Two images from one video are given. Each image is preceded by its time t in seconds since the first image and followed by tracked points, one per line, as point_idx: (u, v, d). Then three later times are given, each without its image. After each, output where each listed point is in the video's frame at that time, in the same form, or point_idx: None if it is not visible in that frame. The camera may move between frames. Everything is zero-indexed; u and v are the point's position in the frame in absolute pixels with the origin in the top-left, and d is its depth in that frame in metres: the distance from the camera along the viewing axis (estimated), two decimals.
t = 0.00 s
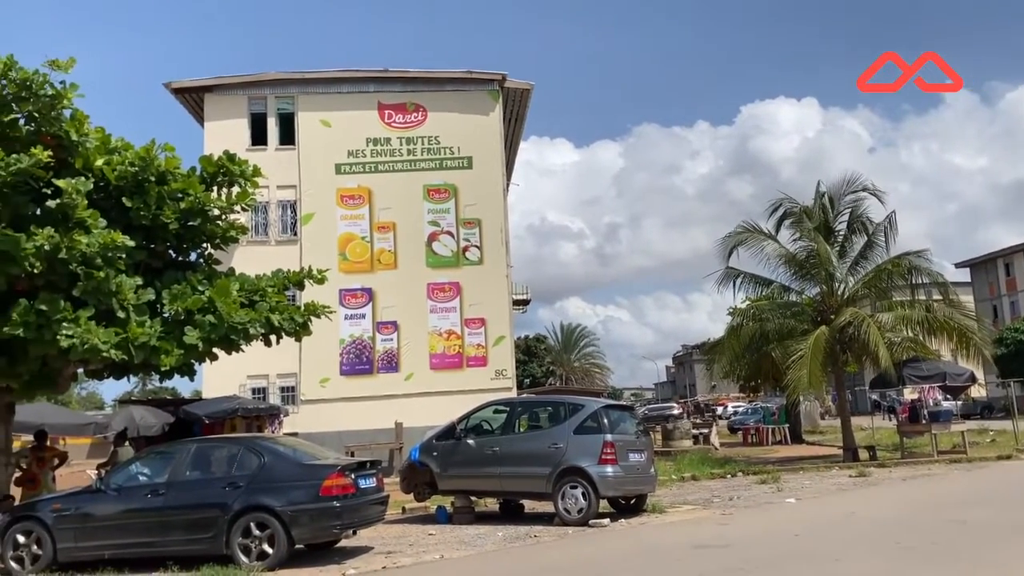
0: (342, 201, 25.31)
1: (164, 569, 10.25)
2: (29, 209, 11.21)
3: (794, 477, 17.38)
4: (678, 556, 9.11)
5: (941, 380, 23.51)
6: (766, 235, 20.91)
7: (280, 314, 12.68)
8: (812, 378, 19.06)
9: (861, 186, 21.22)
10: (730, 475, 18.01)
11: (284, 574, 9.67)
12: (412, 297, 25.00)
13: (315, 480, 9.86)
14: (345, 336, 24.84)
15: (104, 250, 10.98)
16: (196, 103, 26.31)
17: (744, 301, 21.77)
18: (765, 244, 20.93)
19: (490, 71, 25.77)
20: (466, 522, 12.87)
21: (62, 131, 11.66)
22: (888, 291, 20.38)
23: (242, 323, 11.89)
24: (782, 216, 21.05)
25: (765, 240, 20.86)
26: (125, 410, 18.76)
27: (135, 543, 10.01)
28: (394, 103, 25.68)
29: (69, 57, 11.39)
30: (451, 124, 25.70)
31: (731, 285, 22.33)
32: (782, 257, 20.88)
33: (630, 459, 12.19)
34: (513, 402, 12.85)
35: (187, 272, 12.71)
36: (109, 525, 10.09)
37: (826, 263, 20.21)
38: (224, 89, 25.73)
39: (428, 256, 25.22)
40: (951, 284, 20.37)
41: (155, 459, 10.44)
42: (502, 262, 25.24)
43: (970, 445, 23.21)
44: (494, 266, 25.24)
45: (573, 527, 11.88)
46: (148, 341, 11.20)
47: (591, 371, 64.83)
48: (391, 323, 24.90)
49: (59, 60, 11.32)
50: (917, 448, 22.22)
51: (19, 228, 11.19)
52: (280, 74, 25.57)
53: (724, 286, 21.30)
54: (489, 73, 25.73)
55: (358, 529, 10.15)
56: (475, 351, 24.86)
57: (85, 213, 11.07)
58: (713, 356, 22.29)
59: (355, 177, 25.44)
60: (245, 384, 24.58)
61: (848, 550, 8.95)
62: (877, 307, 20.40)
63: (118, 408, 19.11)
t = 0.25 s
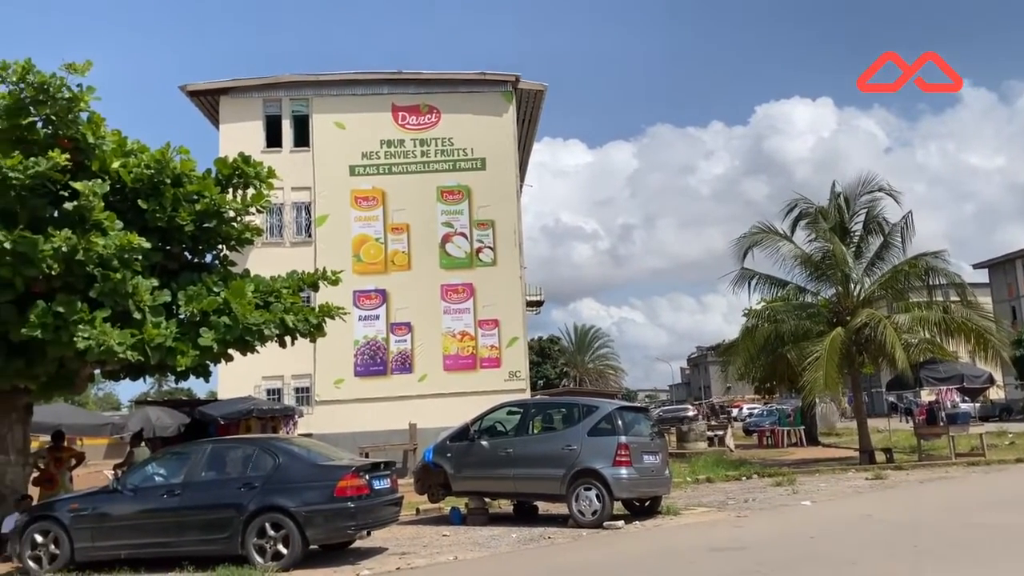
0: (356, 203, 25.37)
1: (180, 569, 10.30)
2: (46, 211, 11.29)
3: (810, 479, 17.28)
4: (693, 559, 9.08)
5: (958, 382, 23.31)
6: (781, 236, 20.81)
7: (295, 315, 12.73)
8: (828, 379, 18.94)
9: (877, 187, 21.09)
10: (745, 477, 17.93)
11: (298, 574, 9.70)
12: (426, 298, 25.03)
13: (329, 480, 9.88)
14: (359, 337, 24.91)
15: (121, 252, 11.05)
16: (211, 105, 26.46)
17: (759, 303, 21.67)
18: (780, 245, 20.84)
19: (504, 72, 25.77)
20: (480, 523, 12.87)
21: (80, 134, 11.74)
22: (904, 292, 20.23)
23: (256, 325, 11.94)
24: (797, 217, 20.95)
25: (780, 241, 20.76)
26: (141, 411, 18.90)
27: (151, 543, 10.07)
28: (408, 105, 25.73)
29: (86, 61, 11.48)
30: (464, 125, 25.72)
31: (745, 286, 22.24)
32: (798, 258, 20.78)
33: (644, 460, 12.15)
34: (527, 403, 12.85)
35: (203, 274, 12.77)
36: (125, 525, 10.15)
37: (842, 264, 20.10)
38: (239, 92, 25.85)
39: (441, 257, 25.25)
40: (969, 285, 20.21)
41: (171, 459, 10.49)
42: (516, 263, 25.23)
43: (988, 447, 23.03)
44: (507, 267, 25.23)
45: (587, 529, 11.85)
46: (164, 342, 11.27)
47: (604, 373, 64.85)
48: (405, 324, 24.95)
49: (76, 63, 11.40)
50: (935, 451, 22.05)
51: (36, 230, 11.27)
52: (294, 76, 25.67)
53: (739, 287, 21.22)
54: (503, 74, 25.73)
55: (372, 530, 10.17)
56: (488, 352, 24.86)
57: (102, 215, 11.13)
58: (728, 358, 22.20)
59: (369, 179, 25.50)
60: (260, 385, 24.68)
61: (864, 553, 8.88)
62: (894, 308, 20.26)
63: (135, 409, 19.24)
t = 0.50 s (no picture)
0: (370, 205, 25.44)
1: (195, 569, 10.36)
2: (64, 214, 11.38)
3: (825, 483, 17.18)
4: (707, 562, 9.04)
5: (976, 385, 23.11)
6: (796, 237, 20.72)
7: (309, 317, 12.78)
8: (844, 382, 18.83)
9: (893, 188, 20.94)
10: (760, 480, 17.85)
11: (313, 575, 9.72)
12: (439, 300, 25.07)
13: (344, 482, 9.90)
14: (373, 339, 24.97)
15: (137, 254, 11.12)
16: (226, 108, 26.61)
17: (774, 305, 21.57)
18: (795, 247, 20.74)
19: (517, 74, 25.77)
20: (494, 526, 12.88)
21: (97, 137, 11.82)
22: (921, 294, 20.07)
23: (271, 326, 11.99)
24: (812, 219, 20.85)
25: (795, 242, 20.67)
26: (157, 412, 19.04)
27: (167, 544, 10.13)
28: (422, 108, 25.78)
29: (103, 64, 11.57)
30: (478, 127, 25.73)
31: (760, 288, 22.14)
32: (813, 260, 20.67)
33: (658, 463, 12.12)
34: (541, 405, 12.84)
35: (218, 276, 12.84)
36: (141, 526, 10.21)
37: (858, 265, 19.98)
38: (254, 95, 25.99)
39: (455, 259, 25.27)
40: (986, 287, 20.04)
41: (186, 460, 10.54)
42: (530, 265, 25.22)
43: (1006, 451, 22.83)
44: (521, 269, 25.22)
45: (601, 532, 11.83)
46: (179, 344, 11.33)
47: (617, 376, 64.91)
48: (419, 326, 24.99)
49: (93, 67, 11.49)
50: (952, 454, 21.86)
51: (54, 233, 11.36)
52: (308, 79, 25.78)
53: (754, 289, 21.13)
54: (516, 76, 25.73)
55: (386, 532, 10.18)
56: (502, 354, 24.86)
57: (118, 218, 11.20)
58: (743, 360, 22.12)
59: (383, 181, 25.58)
60: (275, 387, 24.78)
61: (881, 557, 8.81)
62: (910, 310, 20.11)
63: (150, 411, 19.36)
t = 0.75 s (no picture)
0: (383, 206, 25.51)
1: (209, 569, 10.42)
2: (80, 216, 11.47)
3: (839, 485, 17.10)
4: (720, 564, 9.02)
5: (992, 387, 22.95)
6: (810, 238, 20.64)
7: (322, 318, 12.84)
8: (858, 384, 18.74)
9: (908, 189, 20.83)
10: (774, 482, 17.79)
11: None
12: (452, 301, 25.11)
13: (357, 482, 9.93)
14: (386, 340, 25.04)
15: (151, 255, 11.20)
16: (241, 110, 26.76)
17: (787, 306, 21.49)
18: (808, 248, 20.67)
19: (530, 75, 25.77)
20: (506, 527, 12.90)
21: (113, 139, 11.91)
22: (936, 295, 19.96)
23: (285, 327, 12.05)
24: (826, 220, 20.77)
25: (808, 243, 20.59)
26: (171, 412, 19.16)
27: (181, 543, 10.19)
28: (434, 109, 25.83)
29: (120, 67, 11.66)
30: (490, 128, 25.75)
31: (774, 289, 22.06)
32: (827, 261, 20.59)
33: (671, 465, 12.10)
34: (553, 406, 12.84)
35: (232, 277, 12.91)
36: (155, 525, 10.28)
37: (872, 267, 19.89)
38: (268, 97, 26.11)
39: (467, 260, 25.30)
40: (1003, 289, 19.90)
41: (201, 460, 10.60)
42: (542, 267, 25.22)
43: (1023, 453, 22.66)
44: (533, 270, 25.23)
45: (613, 533, 11.82)
46: (194, 345, 11.40)
47: (630, 377, 64.88)
48: (431, 327, 25.03)
49: (110, 70, 11.58)
50: (968, 457, 21.72)
51: (70, 234, 11.45)
52: (322, 81, 25.89)
53: (767, 290, 21.06)
54: (529, 77, 25.73)
55: (398, 532, 10.21)
56: (514, 355, 24.86)
57: (133, 219, 11.28)
58: (756, 362, 22.05)
59: (396, 183, 25.64)
60: (289, 388, 24.88)
61: (896, 560, 8.77)
62: (925, 311, 19.99)
63: (165, 411, 19.48)
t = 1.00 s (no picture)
0: (396, 208, 25.57)
1: (223, 569, 10.46)
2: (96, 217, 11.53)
3: (855, 488, 17.00)
4: (734, 567, 8.98)
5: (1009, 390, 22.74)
6: (825, 240, 20.54)
7: (336, 320, 12.89)
8: (873, 386, 18.63)
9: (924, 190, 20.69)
10: (788, 485, 17.70)
11: None
12: (464, 302, 25.12)
13: (370, 483, 9.95)
14: (399, 342, 25.08)
15: (166, 256, 11.26)
16: (255, 112, 26.88)
17: (802, 308, 21.38)
18: (823, 250, 20.56)
19: (543, 77, 25.75)
20: (519, 528, 12.89)
21: (129, 141, 11.98)
22: (953, 297, 19.81)
23: (299, 328, 12.11)
24: (841, 221, 20.66)
25: (823, 245, 20.49)
26: (186, 413, 19.26)
27: (195, 543, 10.24)
28: (447, 111, 25.86)
29: (136, 70, 11.74)
30: (503, 130, 25.76)
31: (788, 291, 21.95)
32: (842, 262, 20.48)
33: (685, 467, 12.06)
34: (566, 408, 12.83)
35: (247, 278, 12.97)
36: (170, 525, 10.33)
37: (888, 268, 19.77)
38: (282, 99, 26.22)
39: (480, 261, 25.31)
40: (1020, 291, 19.73)
41: (215, 461, 10.65)
42: (555, 268, 25.20)
43: None
44: (546, 272, 25.21)
45: (626, 536, 11.79)
46: (208, 346, 11.46)
47: (644, 379, 64.83)
48: (444, 329, 25.06)
49: (126, 72, 11.66)
50: (985, 460, 21.54)
51: (85, 235, 11.51)
52: (336, 83, 25.97)
53: (782, 292, 20.96)
54: (542, 79, 25.71)
55: (411, 533, 10.21)
56: (527, 357, 24.85)
57: (149, 221, 11.35)
58: (770, 364, 21.97)
59: (409, 185, 25.69)
60: (302, 389, 24.96)
61: (912, 564, 8.70)
62: (942, 313, 19.85)
63: (179, 412, 19.58)
